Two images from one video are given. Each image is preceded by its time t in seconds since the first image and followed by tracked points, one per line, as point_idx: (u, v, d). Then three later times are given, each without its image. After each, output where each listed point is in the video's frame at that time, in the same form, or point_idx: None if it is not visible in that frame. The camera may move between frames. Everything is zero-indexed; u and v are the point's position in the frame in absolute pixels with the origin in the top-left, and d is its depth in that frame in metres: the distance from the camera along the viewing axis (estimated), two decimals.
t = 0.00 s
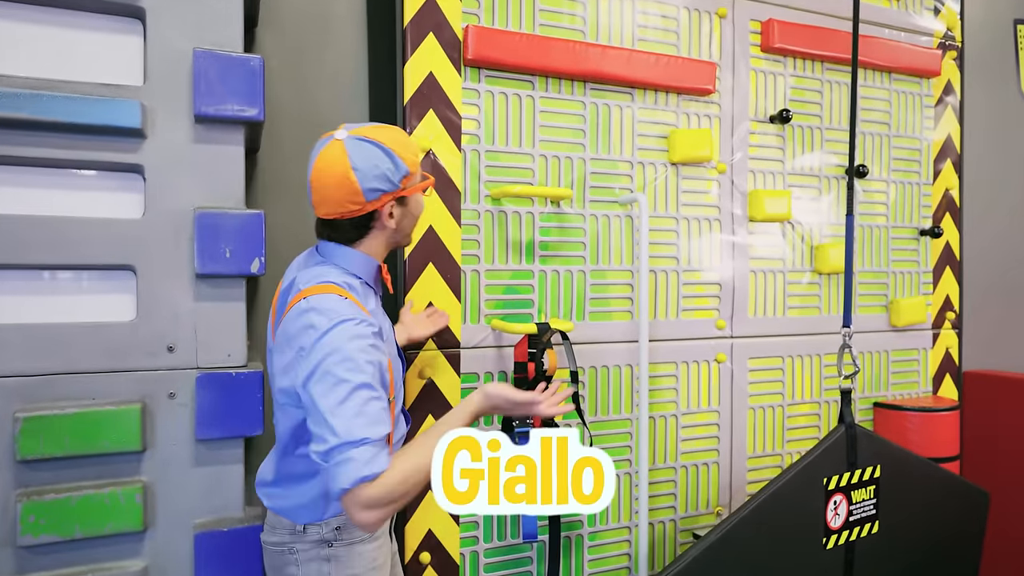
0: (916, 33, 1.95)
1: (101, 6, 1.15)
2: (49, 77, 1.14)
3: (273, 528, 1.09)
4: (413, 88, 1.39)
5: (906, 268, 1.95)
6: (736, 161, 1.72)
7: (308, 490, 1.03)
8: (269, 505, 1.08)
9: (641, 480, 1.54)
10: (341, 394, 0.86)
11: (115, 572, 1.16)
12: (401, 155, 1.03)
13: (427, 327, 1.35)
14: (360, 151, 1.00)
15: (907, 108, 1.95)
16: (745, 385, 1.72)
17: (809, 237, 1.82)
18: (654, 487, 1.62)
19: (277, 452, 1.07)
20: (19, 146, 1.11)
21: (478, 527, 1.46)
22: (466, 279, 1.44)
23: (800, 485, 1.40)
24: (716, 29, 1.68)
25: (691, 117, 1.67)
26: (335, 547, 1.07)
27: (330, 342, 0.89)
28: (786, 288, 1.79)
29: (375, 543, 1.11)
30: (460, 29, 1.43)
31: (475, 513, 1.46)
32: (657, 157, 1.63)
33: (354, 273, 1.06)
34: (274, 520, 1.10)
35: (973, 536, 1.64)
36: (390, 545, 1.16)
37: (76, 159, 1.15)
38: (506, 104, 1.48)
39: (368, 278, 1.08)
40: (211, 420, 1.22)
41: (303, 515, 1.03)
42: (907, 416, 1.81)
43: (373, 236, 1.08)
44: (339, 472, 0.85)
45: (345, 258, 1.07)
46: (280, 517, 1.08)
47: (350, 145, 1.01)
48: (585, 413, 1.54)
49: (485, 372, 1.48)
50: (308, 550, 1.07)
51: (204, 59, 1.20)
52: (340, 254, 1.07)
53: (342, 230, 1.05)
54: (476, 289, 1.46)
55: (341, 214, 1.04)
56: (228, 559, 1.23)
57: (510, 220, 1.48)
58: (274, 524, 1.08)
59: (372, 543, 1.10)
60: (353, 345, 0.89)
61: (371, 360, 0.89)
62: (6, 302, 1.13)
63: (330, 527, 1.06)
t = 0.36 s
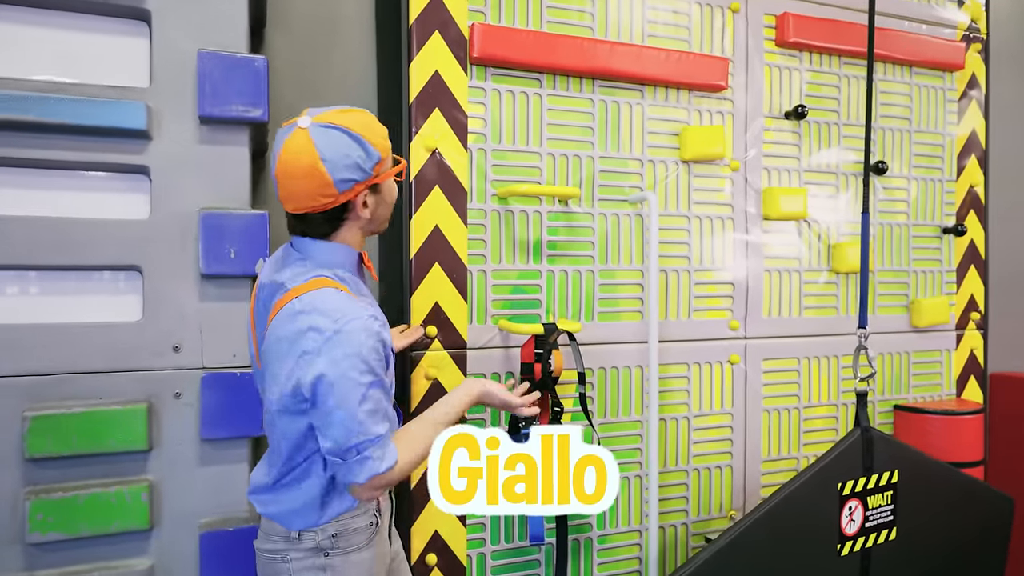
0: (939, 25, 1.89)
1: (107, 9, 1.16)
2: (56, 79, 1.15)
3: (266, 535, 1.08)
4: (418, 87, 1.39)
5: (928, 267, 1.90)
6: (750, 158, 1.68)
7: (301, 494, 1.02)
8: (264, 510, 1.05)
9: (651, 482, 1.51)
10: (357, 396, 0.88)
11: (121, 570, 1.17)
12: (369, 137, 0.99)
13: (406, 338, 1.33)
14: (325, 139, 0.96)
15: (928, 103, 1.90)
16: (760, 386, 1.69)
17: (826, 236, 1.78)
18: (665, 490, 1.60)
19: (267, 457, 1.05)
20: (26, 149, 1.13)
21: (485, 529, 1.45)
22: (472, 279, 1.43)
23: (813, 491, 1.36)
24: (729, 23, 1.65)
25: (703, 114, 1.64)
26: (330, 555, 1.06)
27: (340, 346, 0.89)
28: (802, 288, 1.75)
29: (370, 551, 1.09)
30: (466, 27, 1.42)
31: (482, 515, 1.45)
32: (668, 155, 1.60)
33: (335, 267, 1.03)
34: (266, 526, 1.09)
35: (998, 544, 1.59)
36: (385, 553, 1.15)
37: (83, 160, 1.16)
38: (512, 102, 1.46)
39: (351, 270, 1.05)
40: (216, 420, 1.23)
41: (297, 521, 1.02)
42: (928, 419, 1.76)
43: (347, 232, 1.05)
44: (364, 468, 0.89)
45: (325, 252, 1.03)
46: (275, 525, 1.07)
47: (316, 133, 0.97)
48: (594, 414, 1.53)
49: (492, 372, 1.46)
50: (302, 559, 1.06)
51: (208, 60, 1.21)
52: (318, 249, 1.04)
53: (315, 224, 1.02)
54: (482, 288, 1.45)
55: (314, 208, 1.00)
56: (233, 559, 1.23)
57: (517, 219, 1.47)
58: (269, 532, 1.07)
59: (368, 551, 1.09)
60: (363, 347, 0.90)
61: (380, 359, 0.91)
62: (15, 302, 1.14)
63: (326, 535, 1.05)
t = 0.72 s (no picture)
0: (969, 18, 1.83)
1: (126, 15, 1.19)
2: (77, 85, 1.18)
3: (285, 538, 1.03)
4: (432, 88, 1.39)
5: (956, 267, 1.85)
6: (770, 156, 1.65)
7: (323, 495, 0.99)
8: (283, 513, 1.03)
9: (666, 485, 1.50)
10: (387, 395, 0.88)
11: (139, 565, 1.20)
12: (337, 125, 0.97)
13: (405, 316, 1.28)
14: (288, 127, 0.95)
15: (957, 98, 1.84)
16: (780, 388, 1.66)
17: (849, 235, 1.74)
18: (681, 493, 1.58)
19: (286, 461, 1.03)
20: (48, 152, 1.16)
21: (498, 529, 1.45)
22: (485, 280, 1.43)
23: (832, 497, 1.33)
24: (748, 19, 1.62)
25: (721, 112, 1.61)
26: (349, 560, 1.01)
27: (367, 346, 0.88)
28: (824, 288, 1.71)
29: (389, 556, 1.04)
30: (479, 27, 1.42)
31: (495, 516, 1.45)
32: (685, 154, 1.58)
33: (333, 264, 1.02)
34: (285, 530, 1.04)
35: None
36: (405, 559, 1.10)
37: (102, 163, 1.18)
38: (526, 102, 1.46)
39: (348, 268, 1.03)
40: (231, 419, 1.25)
41: (320, 523, 0.99)
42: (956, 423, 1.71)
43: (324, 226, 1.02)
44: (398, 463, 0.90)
45: (318, 249, 1.02)
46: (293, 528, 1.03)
47: (282, 122, 0.96)
48: (609, 415, 1.52)
49: (506, 373, 1.46)
50: (321, 563, 1.01)
51: (223, 63, 1.22)
52: (313, 246, 1.02)
53: (283, 213, 0.99)
54: (496, 289, 1.44)
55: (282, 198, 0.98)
56: (247, 556, 1.25)
57: (530, 219, 1.46)
58: (288, 535, 1.03)
59: (387, 556, 1.04)
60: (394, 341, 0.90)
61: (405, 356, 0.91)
62: (38, 302, 1.17)
63: (343, 539, 1.00)
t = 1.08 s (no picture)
0: (1000, 12, 1.78)
1: (148, 24, 1.22)
2: (101, 92, 1.21)
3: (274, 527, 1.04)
4: (447, 92, 1.40)
5: (986, 268, 1.80)
6: (791, 156, 1.63)
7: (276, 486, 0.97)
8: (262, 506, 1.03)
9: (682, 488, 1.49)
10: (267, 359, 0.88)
11: (160, 560, 1.23)
12: (281, 133, 0.93)
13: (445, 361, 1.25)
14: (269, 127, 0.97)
15: (987, 95, 1.79)
16: (800, 392, 1.64)
17: (873, 236, 1.70)
18: (698, 496, 1.57)
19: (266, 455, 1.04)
20: (74, 158, 1.19)
21: (514, 530, 1.45)
22: (500, 281, 1.44)
23: (852, 503, 1.31)
24: (768, 17, 1.60)
25: (740, 111, 1.59)
26: (306, 563, 0.97)
27: (236, 320, 0.90)
28: (847, 290, 1.68)
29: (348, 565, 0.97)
30: (495, 29, 1.42)
31: (511, 517, 1.45)
32: (703, 154, 1.57)
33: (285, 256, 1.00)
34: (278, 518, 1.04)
35: None
36: (386, 568, 1.00)
37: (125, 168, 1.22)
38: (541, 105, 1.46)
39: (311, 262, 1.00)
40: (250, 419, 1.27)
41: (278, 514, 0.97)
42: (984, 428, 1.66)
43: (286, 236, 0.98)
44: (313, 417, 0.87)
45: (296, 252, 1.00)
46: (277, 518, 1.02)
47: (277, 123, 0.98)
48: (625, 417, 1.51)
49: (521, 374, 1.46)
50: (287, 557, 0.99)
51: (241, 70, 1.24)
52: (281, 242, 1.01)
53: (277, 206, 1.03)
54: (511, 291, 1.45)
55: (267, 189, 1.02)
56: (264, 554, 1.27)
57: (546, 221, 1.46)
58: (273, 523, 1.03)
59: (343, 568, 0.96)
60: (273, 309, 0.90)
61: (288, 320, 0.89)
62: (64, 304, 1.21)
63: (296, 539, 0.96)
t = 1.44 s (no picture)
0: None
1: (170, 30, 1.24)
2: (125, 98, 1.24)
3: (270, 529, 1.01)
4: (462, 93, 1.40)
5: (1015, 269, 1.76)
6: (812, 155, 1.61)
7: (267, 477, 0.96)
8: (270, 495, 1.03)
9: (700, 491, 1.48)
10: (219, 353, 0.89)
11: (182, 555, 1.25)
12: (334, 122, 0.93)
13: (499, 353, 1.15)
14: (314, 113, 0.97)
15: (1017, 91, 1.75)
16: (822, 394, 1.61)
17: (896, 236, 1.67)
18: (716, 499, 1.55)
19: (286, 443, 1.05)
20: (100, 163, 1.22)
21: (530, 531, 1.46)
22: (517, 282, 1.44)
23: (873, 507, 1.29)
24: (788, 14, 1.58)
25: (759, 110, 1.58)
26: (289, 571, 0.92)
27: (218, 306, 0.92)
28: (870, 291, 1.65)
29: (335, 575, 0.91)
30: (511, 30, 1.42)
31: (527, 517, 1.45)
32: (721, 154, 1.56)
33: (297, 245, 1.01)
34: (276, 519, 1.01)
35: None
36: None
37: (149, 171, 1.25)
38: (558, 105, 1.46)
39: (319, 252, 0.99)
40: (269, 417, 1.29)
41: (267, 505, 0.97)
42: (1011, 433, 1.62)
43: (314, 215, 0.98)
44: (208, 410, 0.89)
45: (313, 242, 1.00)
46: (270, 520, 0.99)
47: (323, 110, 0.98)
48: (642, 418, 1.51)
49: (537, 375, 1.47)
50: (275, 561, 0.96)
51: (261, 74, 1.26)
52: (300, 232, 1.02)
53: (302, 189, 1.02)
54: (527, 291, 1.45)
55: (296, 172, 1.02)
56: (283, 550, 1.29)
57: (562, 221, 1.46)
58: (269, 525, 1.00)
59: None
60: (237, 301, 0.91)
61: (244, 313, 0.89)
62: (90, 304, 1.24)
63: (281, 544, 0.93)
